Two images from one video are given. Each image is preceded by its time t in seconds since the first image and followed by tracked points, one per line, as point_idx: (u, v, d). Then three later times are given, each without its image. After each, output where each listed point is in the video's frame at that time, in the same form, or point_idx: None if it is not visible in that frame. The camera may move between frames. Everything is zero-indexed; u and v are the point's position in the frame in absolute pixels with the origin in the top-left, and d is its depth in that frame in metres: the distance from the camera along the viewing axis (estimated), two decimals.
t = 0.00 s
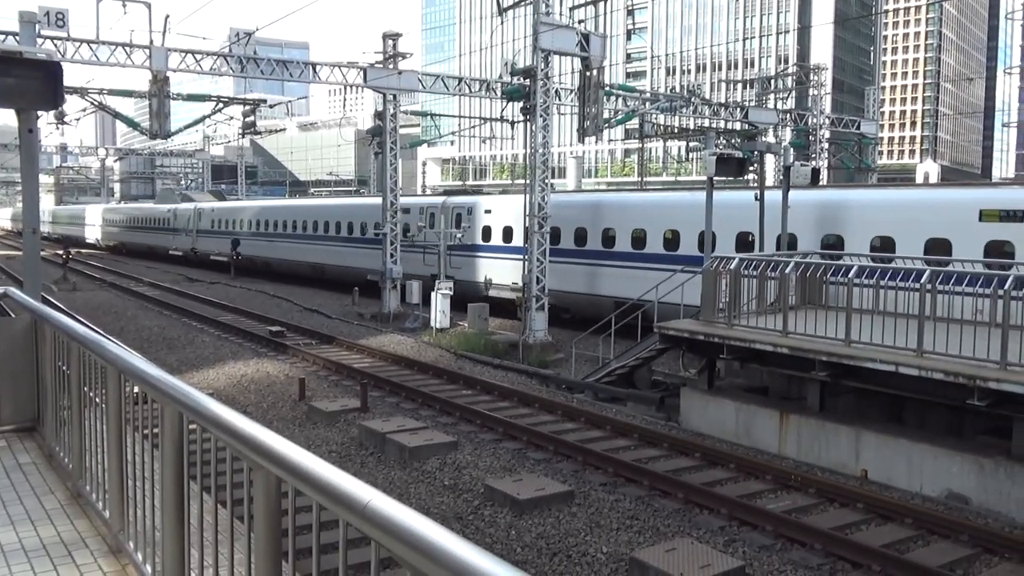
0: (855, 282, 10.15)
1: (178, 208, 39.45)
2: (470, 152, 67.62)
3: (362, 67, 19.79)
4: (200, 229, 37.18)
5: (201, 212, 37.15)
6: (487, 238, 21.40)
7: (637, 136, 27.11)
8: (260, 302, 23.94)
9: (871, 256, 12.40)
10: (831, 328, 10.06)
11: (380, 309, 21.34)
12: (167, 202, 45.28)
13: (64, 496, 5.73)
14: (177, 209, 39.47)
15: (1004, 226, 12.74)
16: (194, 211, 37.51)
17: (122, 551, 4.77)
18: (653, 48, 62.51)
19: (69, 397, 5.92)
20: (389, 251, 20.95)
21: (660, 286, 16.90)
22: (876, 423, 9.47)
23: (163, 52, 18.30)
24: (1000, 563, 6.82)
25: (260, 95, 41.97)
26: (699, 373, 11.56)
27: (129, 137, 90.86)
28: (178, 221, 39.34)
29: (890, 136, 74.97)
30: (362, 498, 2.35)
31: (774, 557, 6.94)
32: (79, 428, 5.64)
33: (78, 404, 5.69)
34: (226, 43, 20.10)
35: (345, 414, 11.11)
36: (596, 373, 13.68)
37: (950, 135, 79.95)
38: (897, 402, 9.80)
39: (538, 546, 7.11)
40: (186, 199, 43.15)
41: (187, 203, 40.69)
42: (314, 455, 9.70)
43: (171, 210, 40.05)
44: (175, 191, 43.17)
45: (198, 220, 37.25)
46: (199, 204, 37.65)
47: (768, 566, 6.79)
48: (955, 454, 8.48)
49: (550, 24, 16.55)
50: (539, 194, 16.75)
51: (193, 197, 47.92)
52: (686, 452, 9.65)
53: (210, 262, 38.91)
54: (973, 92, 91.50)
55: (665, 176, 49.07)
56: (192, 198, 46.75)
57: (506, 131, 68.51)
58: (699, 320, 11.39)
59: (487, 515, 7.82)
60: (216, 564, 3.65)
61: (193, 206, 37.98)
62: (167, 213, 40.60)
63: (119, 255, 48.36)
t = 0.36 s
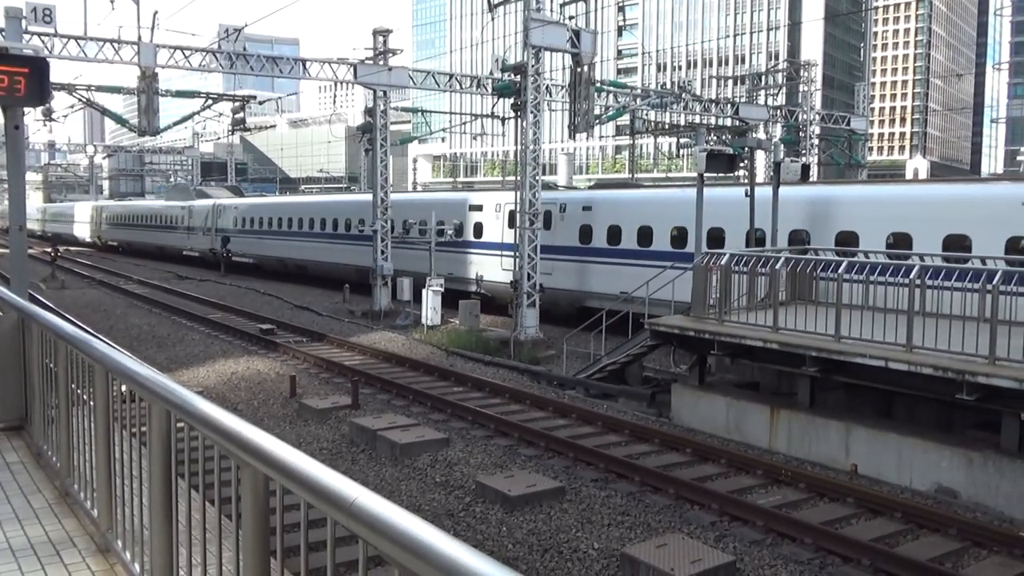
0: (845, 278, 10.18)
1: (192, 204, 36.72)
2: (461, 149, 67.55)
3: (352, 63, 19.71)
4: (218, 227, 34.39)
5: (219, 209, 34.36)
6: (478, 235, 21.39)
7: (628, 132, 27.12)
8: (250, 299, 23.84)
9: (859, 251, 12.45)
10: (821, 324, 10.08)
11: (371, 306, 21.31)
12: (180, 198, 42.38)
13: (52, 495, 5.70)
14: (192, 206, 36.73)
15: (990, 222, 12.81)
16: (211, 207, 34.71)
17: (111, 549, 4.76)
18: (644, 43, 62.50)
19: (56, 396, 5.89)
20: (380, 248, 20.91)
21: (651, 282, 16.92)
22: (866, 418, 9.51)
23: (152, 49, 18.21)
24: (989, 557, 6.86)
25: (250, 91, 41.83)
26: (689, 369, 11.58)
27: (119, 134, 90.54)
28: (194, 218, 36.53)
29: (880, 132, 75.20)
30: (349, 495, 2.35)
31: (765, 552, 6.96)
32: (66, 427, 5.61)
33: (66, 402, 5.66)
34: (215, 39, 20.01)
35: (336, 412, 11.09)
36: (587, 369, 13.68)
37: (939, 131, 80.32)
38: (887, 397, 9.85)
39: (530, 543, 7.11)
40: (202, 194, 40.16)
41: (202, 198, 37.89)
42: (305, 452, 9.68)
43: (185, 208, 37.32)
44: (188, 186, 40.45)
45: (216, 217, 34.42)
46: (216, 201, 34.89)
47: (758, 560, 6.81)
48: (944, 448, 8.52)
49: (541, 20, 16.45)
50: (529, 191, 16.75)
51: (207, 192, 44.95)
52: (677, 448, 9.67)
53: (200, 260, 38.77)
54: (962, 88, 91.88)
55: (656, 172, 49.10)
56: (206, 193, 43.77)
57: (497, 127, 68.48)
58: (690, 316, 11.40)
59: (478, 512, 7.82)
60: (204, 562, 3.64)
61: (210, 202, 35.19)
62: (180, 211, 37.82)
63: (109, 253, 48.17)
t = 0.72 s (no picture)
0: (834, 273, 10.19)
1: (212, 202, 33.83)
2: (450, 146, 67.49)
3: (341, 60, 19.73)
4: (243, 226, 31.49)
5: (244, 207, 31.49)
6: (468, 232, 21.38)
7: (618, 128, 27.13)
8: (239, 297, 23.78)
9: (846, 247, 12.51)
10: (811, 320, 10.10)
11: (360, 304, 21.27)
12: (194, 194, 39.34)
13: (40, 494, 5.67)
14: (211, 204, 33.86)
15: (973, 218, 12.90)
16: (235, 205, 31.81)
17: (100, 549, 4.74)
18: (633, 40, 62.55)
19: (43, 395, 5.86)
20: (370, 246, 20.86)
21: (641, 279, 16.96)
22: (855, 413, 9.55)
23: (139, 46, 18.12)
24: (976, 549, 6.91)
25: (239, 88, 41.65)
26: (679, 365, 11.59)
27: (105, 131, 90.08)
28: (214, 217, 33.65)
29: (868, 128, 75.51)
30: (339, 493, 2.35)
31: (754, 547, 6.99)
32: (55, 426, 5.58)
33: (54, 401, 5.63)
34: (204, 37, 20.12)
35: (325, 410, 11.07)
36: (577, 366, 13.69)
37: (926, 128, 80.73)
38: (875, 392, 9.89)
39: (520, 540, 7.12)
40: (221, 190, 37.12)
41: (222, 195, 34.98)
42: (295, 451, 9.65)
43: (203, 206, 34.44)
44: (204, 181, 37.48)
45: (241, 216, 31.55)
46: (240, 198, 32.00)
47: (747, 555, 6.84)
48: (931, 442, 8.57)
49: (530, 16, 16.43)
50: (519, 188, 16.74)
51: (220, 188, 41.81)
52: (667, 444, 9.70)
53: (189, 258, 38.62)
54: (949, 84, 92.29)
55: (645, 168, 49.17)
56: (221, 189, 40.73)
57: (487, 124, 68.42)
58: (679, 312, 11.41)
59: (469, 509, 7.82)
60: (193, 561, 3.63)
61: (234, 199, 32.31)
62: (198, 210, 34.93)
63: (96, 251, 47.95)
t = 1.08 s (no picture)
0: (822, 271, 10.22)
1: (235, 200, 30.99)
2: (439, 143, 67.45)
3: (329, 58, 19.68)
4: (272, 226, 28.55)
5: (273, 205, 28.57)
6: (457, 230, 21.37)
7: (607, 127, 27.15)
8: (227, 295, 23.69)
9: (832, 244, 12.57)
10: (799, 317, 10.14)
11: (349, 302, 21.22)
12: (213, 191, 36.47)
13: (27, 494, 5.63)
14: (234, 203, 31.02)
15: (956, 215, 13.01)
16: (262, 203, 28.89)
17: (86, 549, 4.71)
18: (622, 39, 62.60)
19: (30, 394, 5.81)
20: (358, 244, 20.80)
21: (630, 277, 16.97)
22: (843, 410, 9.58)
23: (126, 42, 18.03)
24: (963, 545, 6.95)
25: (227, 85, 41.46)
26: (668, 363, 11.60)
27: (92, 128, 89.62)
28: (238, 216, 30.80)
29: (855, 127, 75.83)
30: (328, 491, 2.34)
31: (743, 543, 7.01)
32: (41, 426, 5.54)
33: (40, 400, 5.59)
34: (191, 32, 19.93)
35: (314, 407, 11.03)
36: (566, 363, 13.68)
37: (914, 126, 81.13)
38: (863, 389, 9.94)
39: (509, 537, 7.12)
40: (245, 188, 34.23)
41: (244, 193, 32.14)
42: (284, 449, 9.62)
43: (225, 205, 31.60)
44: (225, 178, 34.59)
45: (269, 215, 28.62)
46: (267, 195, 29.11)
47: (736, 552, 6.85)
48: (919, 439, 8.61)
49: (519, 14, 16.43)
50: (508, 186, 16.74)
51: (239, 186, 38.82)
52: (656, 441, 9.72)
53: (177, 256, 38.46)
54: (935, 83, 92.84)
55: (634, 167, 49.25)
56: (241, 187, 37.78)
57: (476, 122, 68.39)
58: (668, 310, 11.43)
59: (458, 507, 7.81)
60: (182, 560, 3.60)
61: (260, 196, 29.40)
62: (218, 209, 32.09)
63: (82, 249, 47.69)
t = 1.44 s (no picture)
0: (810, 269, 10.26)
1: (266, 197, 28.14)
2: (429, 141, 67.34)
3: (318, 55, 19.57)
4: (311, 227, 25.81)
5: (312, 204, 25.82)
6: (446, 228, 21.35)
7: (596, 125, 27.17)
8: (216, 294, 23.60)
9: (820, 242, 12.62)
10: (788, 315, 10.19)
11: (339, 300, 21.17)
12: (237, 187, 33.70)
13: (15, 493, 5.61)
14: (265, 200, 28.17)
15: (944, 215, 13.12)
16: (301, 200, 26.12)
17: (74, 548, 4.69)
18: (611, 37, 62.59)
19: (16, 392, 5.77)
20: (348, 242, 20.75)
21: (619, 274, 16.99)
22: (830, 408, 9.64)
23: (112, 39, 17.92)
24: (949, 541, 7.00)
25: (215, 82, 41.27)
26: (657, 361, 11.63)
27: (78, 126, 89.03)
28: (271, 216, 27.94)
29: (843, 125, 76.07)
30: (318, 489, 2.34)
31: (731, 540, 7.04)
32: (29, 424, 5.51)
33: (27, 399, 5.56)
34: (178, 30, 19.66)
35: (303, 406, 11.01)
36: (555, 362, 13.69)
37: (901, 125, 81.53)
38: (851, 386, 10.00)
39: (499, 535, 7.13)
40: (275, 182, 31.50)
41: (274, 190, 29.33)
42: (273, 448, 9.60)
43: (254, 203, 28.74)
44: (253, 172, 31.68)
45: (308, 214, 25.87)
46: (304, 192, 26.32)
47: (725, 549, 6.88)
48: (906, 436, 8.67)
49: (508, 12, 16.41)
50: (497, 184, 16.74)
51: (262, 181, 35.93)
52: (646, 439, 9.75)
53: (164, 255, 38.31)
54: (922, 82, 93.27)
55: (624, 165, 49.30)
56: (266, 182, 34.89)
57: (465, 120, 68.32)
58: (657, 308, 11.46)
59: (448, 506, 7.81)
60: (170, 560, 3.59)
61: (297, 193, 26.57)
62: (247, 208, 29.23)
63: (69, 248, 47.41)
